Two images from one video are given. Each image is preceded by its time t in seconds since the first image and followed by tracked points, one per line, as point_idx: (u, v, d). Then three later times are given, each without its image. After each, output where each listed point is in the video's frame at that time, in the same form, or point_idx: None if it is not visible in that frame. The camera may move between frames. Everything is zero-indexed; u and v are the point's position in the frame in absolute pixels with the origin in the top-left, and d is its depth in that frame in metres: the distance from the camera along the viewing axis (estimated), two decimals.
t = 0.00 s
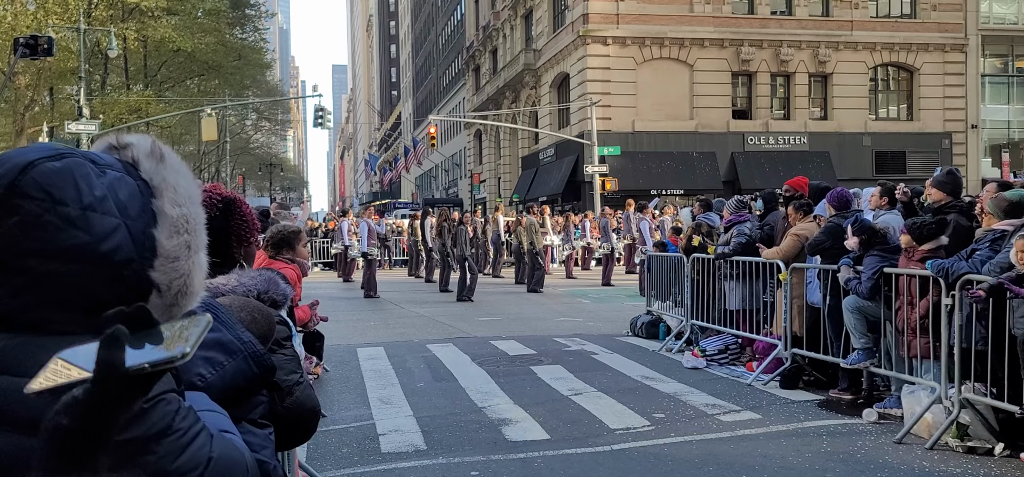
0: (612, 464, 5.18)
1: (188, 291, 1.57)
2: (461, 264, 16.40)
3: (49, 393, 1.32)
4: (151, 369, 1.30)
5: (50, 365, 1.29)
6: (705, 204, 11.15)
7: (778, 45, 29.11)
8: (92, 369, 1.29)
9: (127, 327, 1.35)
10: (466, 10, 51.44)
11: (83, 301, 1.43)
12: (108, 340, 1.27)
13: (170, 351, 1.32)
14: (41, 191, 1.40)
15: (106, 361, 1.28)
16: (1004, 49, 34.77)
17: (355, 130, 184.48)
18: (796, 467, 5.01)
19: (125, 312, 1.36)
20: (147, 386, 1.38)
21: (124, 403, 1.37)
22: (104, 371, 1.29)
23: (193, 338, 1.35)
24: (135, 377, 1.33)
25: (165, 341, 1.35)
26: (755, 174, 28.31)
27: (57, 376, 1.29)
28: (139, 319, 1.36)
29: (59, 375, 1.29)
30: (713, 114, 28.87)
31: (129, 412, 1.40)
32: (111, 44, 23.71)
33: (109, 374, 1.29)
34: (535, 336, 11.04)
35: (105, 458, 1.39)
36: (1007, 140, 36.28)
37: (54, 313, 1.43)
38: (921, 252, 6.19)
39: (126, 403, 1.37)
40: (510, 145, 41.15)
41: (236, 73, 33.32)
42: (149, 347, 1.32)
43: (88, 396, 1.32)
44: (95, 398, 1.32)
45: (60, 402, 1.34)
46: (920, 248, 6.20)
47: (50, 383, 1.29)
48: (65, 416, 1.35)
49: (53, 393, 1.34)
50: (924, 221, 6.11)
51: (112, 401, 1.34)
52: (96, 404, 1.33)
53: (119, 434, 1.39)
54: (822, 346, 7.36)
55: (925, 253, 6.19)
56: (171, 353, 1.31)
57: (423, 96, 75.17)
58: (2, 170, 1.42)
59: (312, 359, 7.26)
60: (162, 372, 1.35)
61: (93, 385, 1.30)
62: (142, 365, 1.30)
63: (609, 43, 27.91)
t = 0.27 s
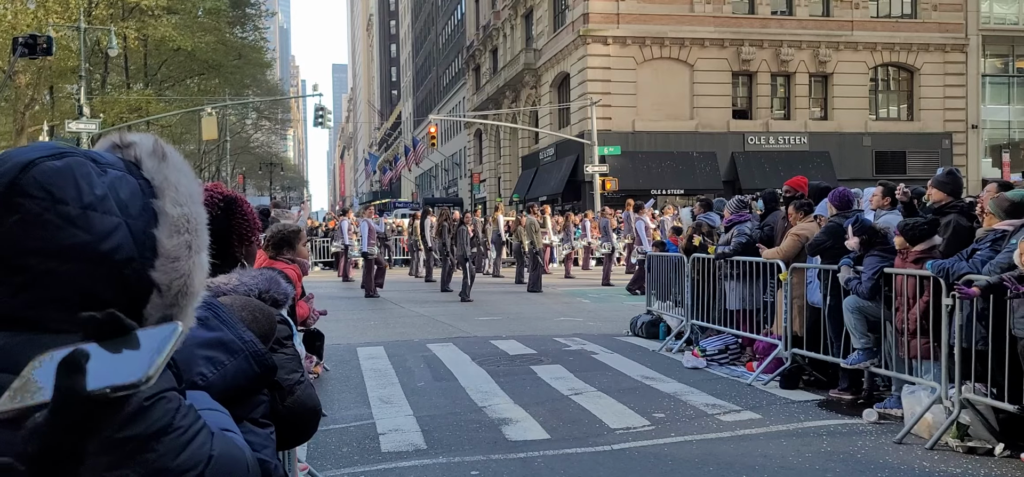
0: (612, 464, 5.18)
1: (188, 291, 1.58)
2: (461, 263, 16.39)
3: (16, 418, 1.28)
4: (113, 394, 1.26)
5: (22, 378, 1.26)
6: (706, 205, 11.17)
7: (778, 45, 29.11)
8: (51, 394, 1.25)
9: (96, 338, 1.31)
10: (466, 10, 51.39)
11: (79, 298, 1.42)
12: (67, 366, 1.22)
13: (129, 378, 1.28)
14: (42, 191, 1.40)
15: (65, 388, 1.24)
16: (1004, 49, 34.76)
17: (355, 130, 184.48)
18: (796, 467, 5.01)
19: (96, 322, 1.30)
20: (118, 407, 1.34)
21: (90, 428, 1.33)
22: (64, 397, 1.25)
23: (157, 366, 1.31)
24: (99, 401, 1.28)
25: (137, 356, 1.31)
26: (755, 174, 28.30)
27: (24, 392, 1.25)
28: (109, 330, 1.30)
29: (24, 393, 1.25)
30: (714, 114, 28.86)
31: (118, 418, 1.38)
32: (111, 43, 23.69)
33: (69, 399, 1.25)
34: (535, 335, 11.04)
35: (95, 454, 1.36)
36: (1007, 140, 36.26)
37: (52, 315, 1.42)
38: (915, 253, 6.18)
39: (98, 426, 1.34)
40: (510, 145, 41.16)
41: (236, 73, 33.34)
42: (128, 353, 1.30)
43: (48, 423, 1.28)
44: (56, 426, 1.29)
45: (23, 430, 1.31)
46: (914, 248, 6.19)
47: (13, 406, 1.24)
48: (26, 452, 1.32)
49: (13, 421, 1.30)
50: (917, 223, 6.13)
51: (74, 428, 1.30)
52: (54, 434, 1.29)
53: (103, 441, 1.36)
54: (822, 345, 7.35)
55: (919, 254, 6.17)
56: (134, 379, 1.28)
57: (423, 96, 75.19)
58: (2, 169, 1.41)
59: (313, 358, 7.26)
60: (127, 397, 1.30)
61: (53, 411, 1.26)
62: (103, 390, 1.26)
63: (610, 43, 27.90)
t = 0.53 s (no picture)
0: (613, 464, 5.18)
1: (195, 297, 1.60)
2: (461, 263, 16.38)
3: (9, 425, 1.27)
4: (96, 410, 1.24)
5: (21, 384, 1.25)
6: (706, 205, 11.16)
7: (778, 45, 29.10)
8: (38, 405, 1.24)
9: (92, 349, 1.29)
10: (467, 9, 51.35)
11: (84, 300, 1.42)
12: (49, 381, 1.22)
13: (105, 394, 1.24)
14: (52, 193, 1.40)
15: (51, 403, 1.23)
16: (1005, 50, 34.74)
17: (355, 129, 184.43)
18: (796, 467, 5.01)
19: (94, 326, 1.29)
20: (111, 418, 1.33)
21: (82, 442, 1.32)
22: (51, 410, 1.24)
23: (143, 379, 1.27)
24: (87, 416, 1.27)
25: (127, 368, 1.28)
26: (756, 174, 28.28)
27: (22, 398, 1.25)
28: (104, 339, 1.29)
29: (19, 400, 1.25)
30: (714, 114, 28.86)
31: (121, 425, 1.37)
32: (111, 42, 23.69)
33: (55, 413, 1.24)
34: (536, 335, 11.04)
35: (92, 458, 1.35)
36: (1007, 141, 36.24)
37: (63, 318, 1.42)
38: (918, 252, 6.18)
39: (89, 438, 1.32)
40: (511, 145, 41.14)
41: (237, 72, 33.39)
42: (122, 364, 1.28)
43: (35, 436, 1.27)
44: (41, 440, 1.27)
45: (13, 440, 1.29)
46: (918, 248, 6.19)
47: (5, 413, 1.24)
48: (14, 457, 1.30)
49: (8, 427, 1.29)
50: (922, 221, 6.12)
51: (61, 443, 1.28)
52: (40, 447, 1.27)
53: (100, 448, 1.35)
54: (822, 346, 7.35)
55: (923, 254, 6.17)
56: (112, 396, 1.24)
57: (423, 96, 75.16)
58: (12, 170, 1.41)
59: (313, 358, 7.26)
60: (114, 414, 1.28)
61: (39, 425, 1.25)
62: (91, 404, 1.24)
63: (610, 43, 27.91)
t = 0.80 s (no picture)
0: (613, 464, 5.18)
1: (196, 296, 1.60)
2: (461, 263, 16.38)
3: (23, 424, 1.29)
4: (120, 398, 1.27)
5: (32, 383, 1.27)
6: (706, 205, 11.14)
7: (779, 45, 29.10)
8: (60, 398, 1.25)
9: (101, 351, 1.33)
10: (467, 9, 51.34)
11: (85, 300, 1.43)
12: (74, 367, 1.26)
13: (134, 379, 1.29)
14: (52, 194, 1.39)
15: (70, 392, 1.26)
16: (1005, 50, 34.73)
17: (356, 130, 184.44)
18: (797, 468, 5.01)
19: (100, 329, 1.33)
20: (121, 416, 1.35)
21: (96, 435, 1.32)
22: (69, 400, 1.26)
23: (166, 365, 1.32)
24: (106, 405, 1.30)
25: (142, 362, 1.32)
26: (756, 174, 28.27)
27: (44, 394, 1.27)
28: (113, 339, 1.34)
29: (33, 400, 1.26)
30: (715, 114, 28.86)
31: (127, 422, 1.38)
32: (112, 42, 23.70)
33: (74, 401, 1.26)
34: (536, 336, 11.03)
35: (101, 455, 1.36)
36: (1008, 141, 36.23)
37: (63, 316, 1.42)
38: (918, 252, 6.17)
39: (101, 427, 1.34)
40: (511, 145, 41.14)
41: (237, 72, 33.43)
42: (135, 360, 1.32)
43: (56, 428, 1.29)
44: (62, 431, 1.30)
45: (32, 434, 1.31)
46: (918, 248, 6.19)
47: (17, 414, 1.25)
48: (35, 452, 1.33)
49: (22, 427, 1.31)
50: (923, 222, 6.08)
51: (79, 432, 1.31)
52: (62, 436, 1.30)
53: (107, 447, 1.36)
54: (822, 346, 7.35)
55: (924, 254, 6.17)
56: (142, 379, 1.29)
57: (424, 96, 75.15)
58: (13, 170, 1.41)
59: (313, 358, 7.25)
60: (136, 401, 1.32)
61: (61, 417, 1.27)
62: (114, 392, 1.27)
63: (611, 43, 27.92)
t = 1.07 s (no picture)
0: (613, 465, 5.18)
1: (193, 298, 1.60)
2: (461, 264, 16.38)
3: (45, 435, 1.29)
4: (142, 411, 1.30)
5: (56, 394, 1.28)
6: (706, 206, 11.13)
7: (779, 45, 29.12)
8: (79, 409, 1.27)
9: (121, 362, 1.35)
10: (468, 10, 51.34)
11: (85, 302, 1.43)
12: (96, 383, 1.27)
13: (153, 393, 1.31)
14: (50, 196, 1.40)
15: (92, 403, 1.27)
16: (1006, 51, 34.74)
17: (356, 130, 184.48)
18: (796, 469, 5.01)
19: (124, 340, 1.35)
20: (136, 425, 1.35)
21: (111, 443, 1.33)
22: (94, 415, 1.28)
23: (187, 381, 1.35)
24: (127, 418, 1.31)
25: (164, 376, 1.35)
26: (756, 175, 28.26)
27: (59, 406, 1.28)
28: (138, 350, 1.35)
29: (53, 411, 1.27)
30: (715, 115, 28.87)
31: (146, 435, 1.39)
32: (113, 42, 23.72)
33: (96, 415, 1.28)
34: (536, 336, 11.03)
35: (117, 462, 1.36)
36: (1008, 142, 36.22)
37: (62, 317, 1.43)
38: (912, 254, 6.19)
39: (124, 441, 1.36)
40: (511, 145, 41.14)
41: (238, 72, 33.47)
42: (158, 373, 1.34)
43: (76, 439, 1.29)
44: (83, 444, 1.30)
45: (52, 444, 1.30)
46: (912, 250, 6.19)
47: (42, 423, 1.26)
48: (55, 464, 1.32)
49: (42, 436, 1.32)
50: (917, 224, 6.15)
51: (98, 445, 1.32)
52: (83, 448, 1.30)
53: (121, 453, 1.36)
54: (822, 347, 7.34)
55: (917, 256, 6.18)
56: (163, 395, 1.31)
57: (424, 96, 75.16)
58: (11, 173, 1.42)
59: (313, 358, 7.25)
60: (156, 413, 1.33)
61: (82, 429, 1.28)
62: (134, 406, 1.29)
63: (611, 44, 27.94)
